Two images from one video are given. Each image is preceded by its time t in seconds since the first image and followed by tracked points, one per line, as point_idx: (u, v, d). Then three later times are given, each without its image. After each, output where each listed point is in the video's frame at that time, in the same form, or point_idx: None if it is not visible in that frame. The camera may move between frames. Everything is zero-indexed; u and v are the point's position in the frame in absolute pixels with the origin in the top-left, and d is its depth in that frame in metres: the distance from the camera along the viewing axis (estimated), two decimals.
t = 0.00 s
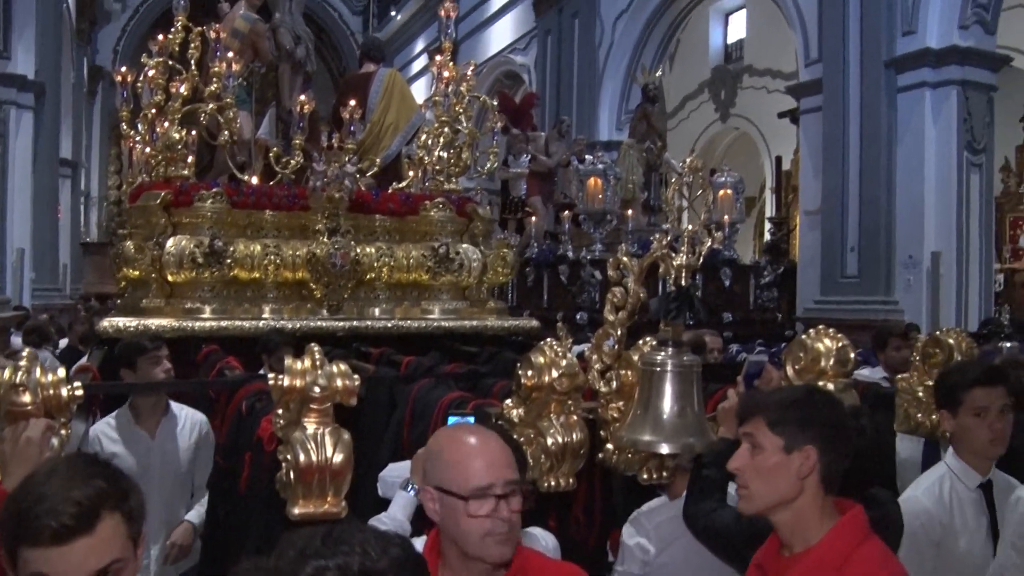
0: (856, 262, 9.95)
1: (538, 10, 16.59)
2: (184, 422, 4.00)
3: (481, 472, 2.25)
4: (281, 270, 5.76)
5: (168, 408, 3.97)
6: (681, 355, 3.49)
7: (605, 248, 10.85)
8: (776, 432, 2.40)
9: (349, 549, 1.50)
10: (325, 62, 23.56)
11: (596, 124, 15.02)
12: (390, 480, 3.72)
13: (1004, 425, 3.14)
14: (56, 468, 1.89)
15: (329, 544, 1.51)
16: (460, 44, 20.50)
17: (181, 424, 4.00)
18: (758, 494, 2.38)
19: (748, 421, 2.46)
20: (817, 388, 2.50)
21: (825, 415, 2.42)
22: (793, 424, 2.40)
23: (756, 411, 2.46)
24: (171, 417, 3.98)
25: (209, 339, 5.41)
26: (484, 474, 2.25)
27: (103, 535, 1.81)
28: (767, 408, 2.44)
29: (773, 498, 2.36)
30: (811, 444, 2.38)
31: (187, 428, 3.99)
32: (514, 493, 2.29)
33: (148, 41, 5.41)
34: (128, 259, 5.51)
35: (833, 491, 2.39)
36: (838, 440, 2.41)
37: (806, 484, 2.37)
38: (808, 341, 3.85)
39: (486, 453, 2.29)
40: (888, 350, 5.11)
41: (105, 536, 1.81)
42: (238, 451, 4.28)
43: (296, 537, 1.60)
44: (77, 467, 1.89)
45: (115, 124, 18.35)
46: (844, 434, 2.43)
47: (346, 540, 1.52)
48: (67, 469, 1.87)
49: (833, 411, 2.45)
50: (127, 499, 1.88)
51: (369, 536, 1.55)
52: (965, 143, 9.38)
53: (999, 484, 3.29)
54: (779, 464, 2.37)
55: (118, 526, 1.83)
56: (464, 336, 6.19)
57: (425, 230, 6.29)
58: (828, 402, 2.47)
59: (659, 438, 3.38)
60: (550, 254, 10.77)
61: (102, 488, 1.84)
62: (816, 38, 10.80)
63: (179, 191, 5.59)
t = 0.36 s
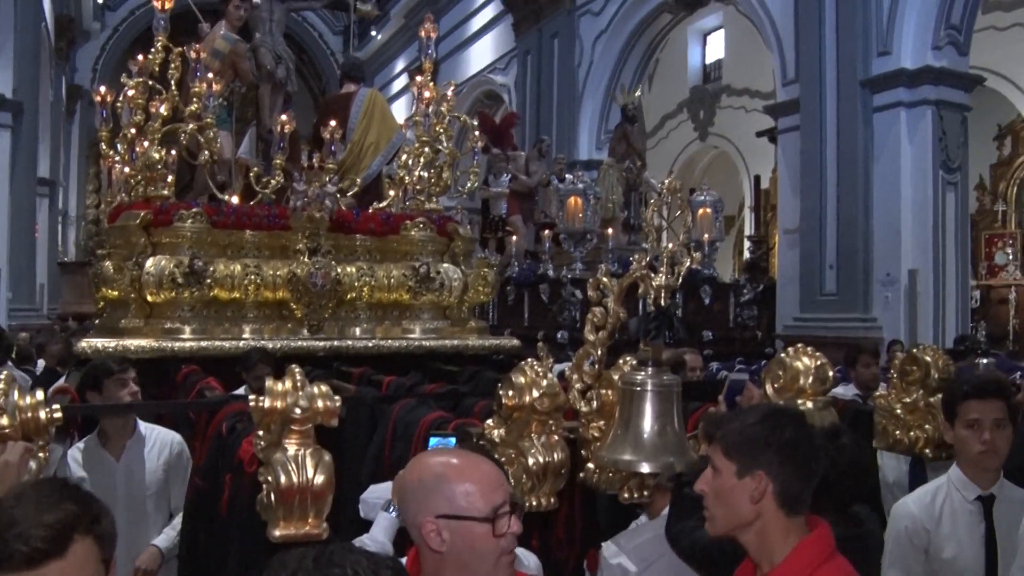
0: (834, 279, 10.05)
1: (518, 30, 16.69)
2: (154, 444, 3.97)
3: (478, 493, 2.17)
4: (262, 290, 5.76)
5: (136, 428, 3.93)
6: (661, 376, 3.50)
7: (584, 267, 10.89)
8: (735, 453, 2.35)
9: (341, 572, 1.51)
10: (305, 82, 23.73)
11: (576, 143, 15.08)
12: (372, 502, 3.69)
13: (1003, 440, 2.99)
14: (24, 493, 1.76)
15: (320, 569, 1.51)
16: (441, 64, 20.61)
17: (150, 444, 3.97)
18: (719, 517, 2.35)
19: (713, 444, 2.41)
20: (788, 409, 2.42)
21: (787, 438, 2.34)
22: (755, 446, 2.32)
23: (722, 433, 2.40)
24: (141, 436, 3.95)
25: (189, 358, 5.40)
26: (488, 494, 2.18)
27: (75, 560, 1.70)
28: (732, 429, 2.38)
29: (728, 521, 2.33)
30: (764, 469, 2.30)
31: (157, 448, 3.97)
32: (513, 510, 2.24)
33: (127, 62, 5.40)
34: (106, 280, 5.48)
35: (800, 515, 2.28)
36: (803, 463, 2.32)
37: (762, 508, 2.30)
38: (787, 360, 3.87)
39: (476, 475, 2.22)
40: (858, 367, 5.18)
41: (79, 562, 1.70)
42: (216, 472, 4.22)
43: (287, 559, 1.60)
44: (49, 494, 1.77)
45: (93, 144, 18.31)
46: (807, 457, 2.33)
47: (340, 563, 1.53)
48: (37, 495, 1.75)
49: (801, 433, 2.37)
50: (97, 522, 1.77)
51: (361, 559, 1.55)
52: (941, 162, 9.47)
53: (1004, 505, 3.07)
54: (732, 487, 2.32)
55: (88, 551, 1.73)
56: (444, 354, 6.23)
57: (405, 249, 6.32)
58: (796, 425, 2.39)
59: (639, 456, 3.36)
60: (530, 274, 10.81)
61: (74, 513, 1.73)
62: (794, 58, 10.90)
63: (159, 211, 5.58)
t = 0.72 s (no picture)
0: (820, 292, 10.11)
1: (504, 44, 16.77)
2: (148, 462, 3.92)
3: (466, 514, 2.05)
4: (248, 304, 5.77)
5: (128, 444, 3.88)
6: (649, 391, 3.51)
7: (570, 280, 10.93)
8: (719, 477, 2.22)
9: None
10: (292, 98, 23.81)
11: (562, 158, 15.08)
12: (360, 518, 3.68)
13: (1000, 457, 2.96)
14: (10, 510, 1.70)
15: None
16: (427, 78, 20.67)
17: (142, 462, 3.91)
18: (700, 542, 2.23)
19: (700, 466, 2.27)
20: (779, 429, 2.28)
21: (775, 459, 2.19)
22: (740, 472, 2.18)
23: (707, 455, 2.26)
24: (133, 453, 3.90)
25: (175, 374, 5.38)
26: (475, 517, 2.05)
27: None
28: (720, 451, 2.24)
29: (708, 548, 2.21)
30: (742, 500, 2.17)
31: (148, 468, 3.91)
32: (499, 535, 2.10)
33: (114, 76, 5.39)
34: (93, 294, 5.47)
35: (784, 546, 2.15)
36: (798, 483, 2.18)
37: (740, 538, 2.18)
38: (774, 374, 3.87)
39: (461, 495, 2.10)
40: (843, 379, 5.20)
41: None
42: (203, 488, 4.21)
43: None
44: (35, 511, 1.70)
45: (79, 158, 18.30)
46: (798, 478, 2.19)
47: None
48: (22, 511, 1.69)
49: (792, 454, 2.24)
50: (85, 540, 1.70)
51: None
52: (925, 175, 9.53)
53: (1003, 519, 3.00)
54: (711, 514, 2.20)
55: (74, 570, 1.66)
56: (431, 369, 6.24)
57: (392, 264, 6.33)
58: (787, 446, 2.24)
59: (627, 470, 3.34)
60: (516, 288, 10.84)
61: (61, 530, 1.66)
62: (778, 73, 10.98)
63: (145, 226, 5.58)
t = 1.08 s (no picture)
0: (810, 307, 10.16)
1: (495, 61, 16.87)
2: (150, 481, 3.94)
3: (447, 538, 1.96)
4: (240, 320, 5.79)
5: (130, 462, 3.91)
6: (639, 407, 3.51)
7: (561, 296, 10.94)
8: (689, 502, 2.23)
9: None
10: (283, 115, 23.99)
11: (553, 173, 15.11)
12: (350, 534, 3.67)
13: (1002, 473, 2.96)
14: (11, 523, 1.70)
15: None
16: (418, 95, 20.73)
17: (145, 480, 3.94)
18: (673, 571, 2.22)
19: (674, 491, 2.28)
20: (757, 457, 2.28)
21: (746, 484, 2.20)
22: (710, 497, 2.19)
23: (679, 480, 2.28)
24: (136, 471, 3.92)
25: (167, 389, 5.39)
26: (453, 546, 1.95)
27: None
28: (693, 476, 2.26)
29: None
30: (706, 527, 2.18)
31: (149, 487, 3.93)
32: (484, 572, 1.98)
33: (106, 92, 5.41)
34: (84, 309, 5.47)
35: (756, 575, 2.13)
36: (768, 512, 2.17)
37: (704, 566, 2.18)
38: (764, 392, 3.88)
39: (451, 519, 2.01)
40: (837, 396, 5.26)
41: None
42: (194, 505, 4.18)
43: None
44: (36, 525, 1.71)
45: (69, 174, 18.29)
46: (770, 504, 2.19)
47: None
48: (24, 525, 1.69)
49: (769, 480, 2.23)
50: (84, 551, 1.70)
51: None
52: (914, 192, 9.58)
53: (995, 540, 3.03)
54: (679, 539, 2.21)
55: None
56: (422, 385, 6.27)
57: (383, 280, 6.36)
58: (761, 471, 2.24)
59: (617, 488, 3.33)
60: (508, 304, 10.86)
61: (61, 542, 1.66)
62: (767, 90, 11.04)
63: (137, 242, 5.60)
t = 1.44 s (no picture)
0: (803, 323, 10.19)
1: (488, 78, 16.98)
2: (149, 498, 3.98)
3: (427, 542, 2.00)
4: (233, 336, 5.79)
5: (130, 479, 3.94)
6: (632, 424, 3.40)
7: (553, 314, 10.96)
8: (682, 505, 2.41)
9: None
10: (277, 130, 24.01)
11: (547, 190, 15.14)
12: (344, 551, 3.66)
13: (984, 495, 2.98)
14: (14, 537, 1.68)
15: None
16: (412, 111, 20.78)
17: (145, 497, 3.98)
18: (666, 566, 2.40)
19: (670, 494, 2.46)
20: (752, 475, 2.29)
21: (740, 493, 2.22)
22: (705, 499, 2.37)
23: (674, 484, 2.45)
24: (136, 488, 3.96)
25: (160, 405, 5.38)
26: (431, 550, 1.99)
27: None
28: (687, 481, 2.43)
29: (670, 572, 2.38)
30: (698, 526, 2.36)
31: (148, 505, 3.96)
32: None
33: (101, 107, 5.42)
34: (77, 325, 5.46)
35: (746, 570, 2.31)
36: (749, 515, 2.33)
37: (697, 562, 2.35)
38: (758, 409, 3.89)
39: (440, 530, 2.05)
40: (828, 415, 5.33)
41: None
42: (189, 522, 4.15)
43: None
44: (38, 539, 1.69)
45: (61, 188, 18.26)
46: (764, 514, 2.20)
47: None
48: (26, 540, 1.67)
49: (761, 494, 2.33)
50: (86, 566, 1.68)
51: None
52: (904, 209, 9.62)
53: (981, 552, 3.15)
54: (672, 536, 2.39)
55: None
56: (416, 401, 6.27)
57: (376, 296, 6.37)
58: (750, 477, 2.42)
59: (612, 504, 3.26)
60: (501, 320, 10.87)
61: (61, 557, 1.64)
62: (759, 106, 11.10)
63: (130, 257, 5.60)
